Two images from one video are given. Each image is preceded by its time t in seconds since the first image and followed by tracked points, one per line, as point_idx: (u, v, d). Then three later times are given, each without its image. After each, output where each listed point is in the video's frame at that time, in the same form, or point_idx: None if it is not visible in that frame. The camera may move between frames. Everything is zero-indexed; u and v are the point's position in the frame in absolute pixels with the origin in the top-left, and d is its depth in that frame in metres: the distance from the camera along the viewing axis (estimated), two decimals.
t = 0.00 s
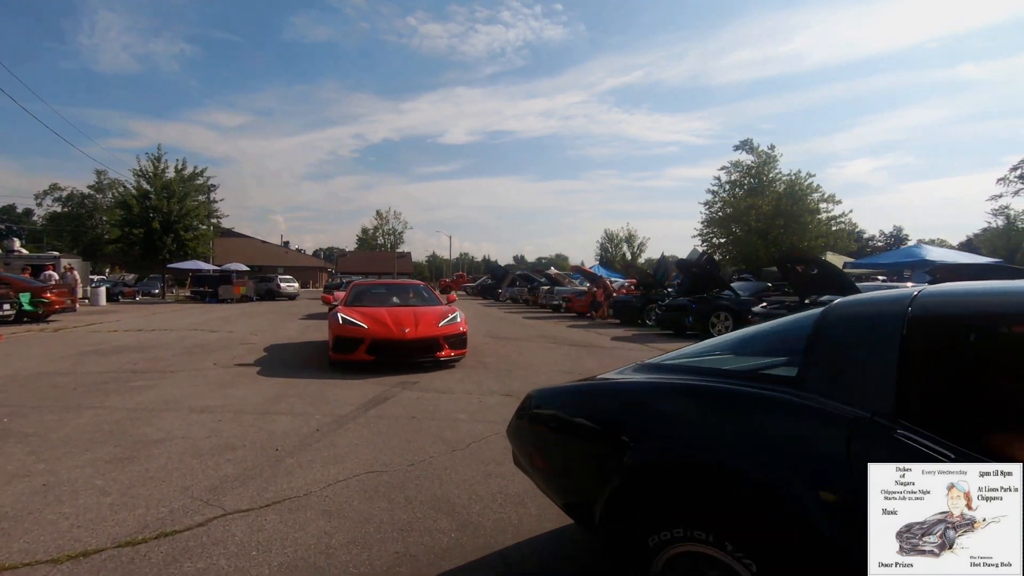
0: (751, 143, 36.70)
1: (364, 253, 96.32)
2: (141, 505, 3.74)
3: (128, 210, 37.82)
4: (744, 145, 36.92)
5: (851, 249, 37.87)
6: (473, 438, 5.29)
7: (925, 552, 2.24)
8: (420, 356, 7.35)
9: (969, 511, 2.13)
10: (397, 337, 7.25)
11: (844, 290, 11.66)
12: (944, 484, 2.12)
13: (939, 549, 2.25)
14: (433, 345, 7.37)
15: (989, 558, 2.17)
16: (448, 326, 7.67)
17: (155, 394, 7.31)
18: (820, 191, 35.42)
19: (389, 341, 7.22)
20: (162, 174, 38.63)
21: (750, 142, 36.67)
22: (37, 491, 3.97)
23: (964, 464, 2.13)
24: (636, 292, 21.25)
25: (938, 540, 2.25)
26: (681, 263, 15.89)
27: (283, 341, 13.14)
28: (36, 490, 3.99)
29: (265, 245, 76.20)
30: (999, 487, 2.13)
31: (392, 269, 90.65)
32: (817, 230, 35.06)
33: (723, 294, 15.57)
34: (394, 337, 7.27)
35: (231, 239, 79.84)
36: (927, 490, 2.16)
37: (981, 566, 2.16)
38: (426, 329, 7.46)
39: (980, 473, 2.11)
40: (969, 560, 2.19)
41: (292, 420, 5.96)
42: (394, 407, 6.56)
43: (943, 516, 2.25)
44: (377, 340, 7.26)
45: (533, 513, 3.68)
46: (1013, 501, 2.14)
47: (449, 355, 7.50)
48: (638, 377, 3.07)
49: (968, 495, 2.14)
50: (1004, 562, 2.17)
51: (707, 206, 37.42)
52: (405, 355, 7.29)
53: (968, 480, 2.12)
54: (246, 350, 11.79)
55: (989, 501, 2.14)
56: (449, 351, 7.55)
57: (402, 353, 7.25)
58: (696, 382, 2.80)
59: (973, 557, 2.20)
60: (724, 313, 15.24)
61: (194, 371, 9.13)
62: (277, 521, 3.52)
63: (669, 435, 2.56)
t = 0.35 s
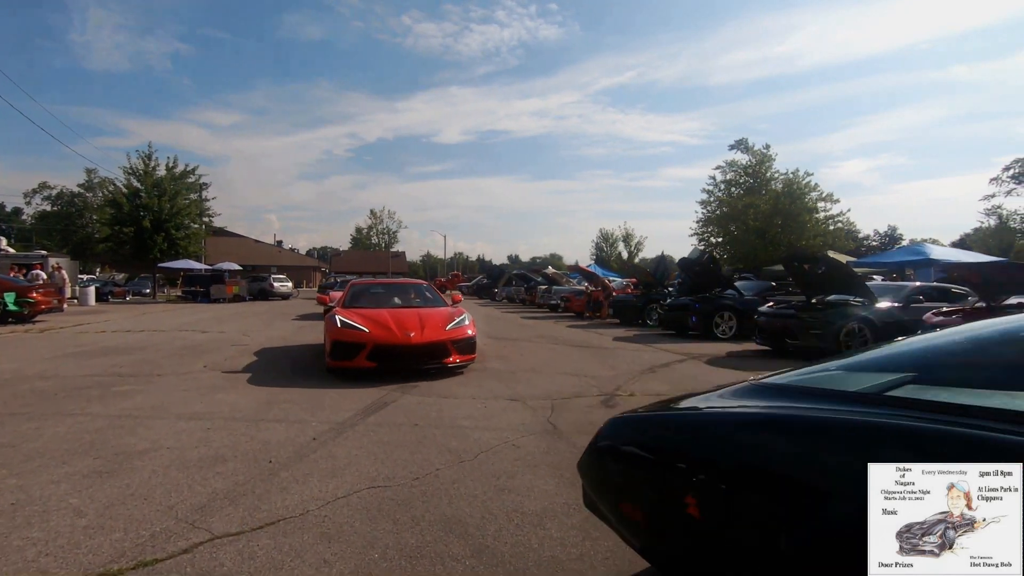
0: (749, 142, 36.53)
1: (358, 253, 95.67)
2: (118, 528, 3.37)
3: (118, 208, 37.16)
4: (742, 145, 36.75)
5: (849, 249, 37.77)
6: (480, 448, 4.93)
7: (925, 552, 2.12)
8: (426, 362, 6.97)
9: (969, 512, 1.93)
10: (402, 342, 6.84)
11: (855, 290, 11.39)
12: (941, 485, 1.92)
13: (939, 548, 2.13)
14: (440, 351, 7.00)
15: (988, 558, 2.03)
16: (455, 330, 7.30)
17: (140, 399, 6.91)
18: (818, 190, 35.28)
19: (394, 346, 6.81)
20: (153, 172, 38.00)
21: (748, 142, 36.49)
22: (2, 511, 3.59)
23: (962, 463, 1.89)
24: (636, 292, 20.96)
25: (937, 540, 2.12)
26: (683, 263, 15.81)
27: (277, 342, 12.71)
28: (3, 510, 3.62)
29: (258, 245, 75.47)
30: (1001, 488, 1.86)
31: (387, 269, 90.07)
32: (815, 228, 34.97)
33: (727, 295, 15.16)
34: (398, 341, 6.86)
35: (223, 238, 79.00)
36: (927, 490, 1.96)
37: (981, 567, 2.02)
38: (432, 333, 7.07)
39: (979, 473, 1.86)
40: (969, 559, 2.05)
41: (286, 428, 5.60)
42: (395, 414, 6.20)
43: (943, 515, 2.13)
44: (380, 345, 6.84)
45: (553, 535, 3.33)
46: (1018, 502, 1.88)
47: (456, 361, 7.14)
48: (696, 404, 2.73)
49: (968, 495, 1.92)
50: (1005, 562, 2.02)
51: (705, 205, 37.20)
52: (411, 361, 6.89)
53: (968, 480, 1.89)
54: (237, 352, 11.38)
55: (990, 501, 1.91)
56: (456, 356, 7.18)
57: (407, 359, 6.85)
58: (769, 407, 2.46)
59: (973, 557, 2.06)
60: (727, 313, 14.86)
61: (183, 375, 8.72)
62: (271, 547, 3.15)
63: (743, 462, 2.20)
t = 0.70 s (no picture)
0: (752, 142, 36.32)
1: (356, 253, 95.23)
2: (116, 552, 3.09)
3: (115, 208, 36.74)
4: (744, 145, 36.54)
5: (852, 249, 37.51)
6: (500, 460, 4.65)
7: (925, 551, 2.36)
8: (445, 370, 6.61)
9: (967, 509, 2.30)
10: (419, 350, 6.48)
11: (872, 291, 11.10)
12: (943, 482, 2.36)
13: (940, 549, 2.36)
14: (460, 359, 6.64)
15: (988, 558, 2.27)
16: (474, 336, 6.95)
17: (137, 405, 6.62)
18: (820, 190, 35.06)
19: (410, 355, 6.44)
20: (150, 171, 37.60)
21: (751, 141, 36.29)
22: None
23: (963, 464, 2.34)
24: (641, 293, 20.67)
25: (938, 541, 2.37)
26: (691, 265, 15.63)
27: (277, 345, 12.36)
28: None
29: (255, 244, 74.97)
30: (1000, 488, 2.27)
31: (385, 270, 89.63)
32: (818, 229, 34.78)
33: (736, 295, 14.88)
34: (415, 349, 6.50)
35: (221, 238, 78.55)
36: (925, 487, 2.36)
37: (981, 566, 2.26)
38: (450, 340, 6.71)
39: (979, 472, 2.30)
40: (969, 560, 2.29)
41: (292, 437, 5.31)
42: (406, 421, 5.88)
43: (943, 517, 2.38)
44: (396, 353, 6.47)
45: (591, 561, 3.04)
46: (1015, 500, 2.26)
47: (476, 370, 6.79)
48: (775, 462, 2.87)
49: (967, 494, 2.32)
50: (1004, 563, 2.26)
51: (707, 205, 36.95)
52: (428, 370, 6.53)
53: (967, 479, 2.33)
54: (237, 354, 11.07)
55: (989, 501, 2.29)
56: (476, 364, 6.83)
57: (425, 368, 6.48)
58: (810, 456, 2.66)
59: (973, 557, 2.30)
60: (737, 314, 14.59)
61: (181, 379, 8.41)
62: None
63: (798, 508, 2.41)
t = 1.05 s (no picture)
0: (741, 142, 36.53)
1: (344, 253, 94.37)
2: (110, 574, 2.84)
3: (97, 205, 35.92)
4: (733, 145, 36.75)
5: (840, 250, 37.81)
6: (513, 467, 4.45)
7: (927, 549, 3.63)
8: (459, 378, 6.21)
9: (969, 511, 3.51)
10: (431, 356, 6.07)
11: (872, 292, 11.05)
12: (947, 484, 3.73)
13: (943, 547, 3.60)
14: (474, 365, 6.24)
15: (990, 559, 3.38)
16: (487, 340, 6.56)
17: (124, 410, 6.30)
18: (808, 190, 35.33)
19: (422, 361, 6.02)
20: (134, 168, 36.85)
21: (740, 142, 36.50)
22: None
23: (964, 471, 3.65)
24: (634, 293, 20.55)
25: (941, 540, 3.60)
26: (686, 264, 15.48)
27: (265, 347, 11.98)
28: None
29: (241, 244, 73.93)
30: (998, 489, 3.50)
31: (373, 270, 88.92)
32: (807, 229, 35.00)
33: (731, 295, 14.82)
34: (427, 355, 6.09)
35: (206, 237, 77.46)
36: (927, 493, 3.80)
37: (983, 565, 3.38)
38: (464, 344, 6.31)
39: (980, 477, 3.55)
40: (971, 559, 3.44)
41: (290, 443, 5.05)
42: (408, 426, 5.64)
43: (946, 517, 3.69)
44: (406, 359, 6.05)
45: None
46: (1007, 500, 3.46)
47: (491, 377, 6.39)
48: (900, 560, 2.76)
49: (967, 497, 3.59)
50: (1004, 562, 3.34)
51: (697, 206, 37.07)
52: (441, 378, 6.11)
53: (967, 480, 3.65)
54: (226, 357, 10.71)
55: (990, 502, 3.51)
56: (490, 371, 6.43)
57: (437, 376, 6.07)
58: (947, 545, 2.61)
59: (974, 557, 3.44)
60: (733, 314, 14.51)
61: (168, 382, 8.08)
62: None
63: None
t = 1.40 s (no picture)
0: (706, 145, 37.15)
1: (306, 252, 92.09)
2: None
3: (39, 201, 33.92)
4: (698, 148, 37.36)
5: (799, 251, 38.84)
6: (499, 476, 4.21)
7: (927, 549, 3.67)
8: (452, 387, 5.61)
9: (966, 512, 3.81)
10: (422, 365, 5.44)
11: (841, 290, 11.20)
12: (947, 486, 3.98)
13: (942, 546, 3.65)
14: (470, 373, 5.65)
15: (989, 561, 3.63)
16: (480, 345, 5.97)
17: (68, 420, 5.78)
18: (770, 193, 36.20)
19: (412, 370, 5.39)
20: (81, 162, 34.97)
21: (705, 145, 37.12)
22: None
23: (961, 475, 4.04)
24: (604, 292, 20.55)
25: (942, 538, 3.69)
26: (657, 263, 15.50)
27: (225, 351, 11.38)
28: None
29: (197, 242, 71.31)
30: (992, 494, 3.99)
31: (336, 269, 87.06)
32: (769, 230, 35.86)
33: (702, 295, 14.89)
34: (417, 362, 5.46)
35: (159, 235, 74.37)
36: (928, 493, 3.95)
37: (982, 565, 3.61)
38: (457, 350, 5.71)
39: (976, 482, 4.02)
40: (970, 559, 3.63)
41: (256, 455, 4.68)
42: (385, 432, 5.31)
43: (944, 517, 3.84)
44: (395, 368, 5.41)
45: None
46: (1001, 503, 3.90)
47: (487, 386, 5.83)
48: None
49: (964, 498, 3.92)
50: (1001, 564, 3.62)
51: (663, 207, 37.53)
52: (434, 388, 5.49)
53: (962, 485, 3.99)
54: (182, 360, 10.10)
55: (985, 505, 3.91)
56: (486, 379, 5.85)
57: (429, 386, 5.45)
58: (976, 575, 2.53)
59: (974, 558, 3.65)
60: (703, 314, 14.59)
61: (118, 388, 7.51)
62: None
63: None
